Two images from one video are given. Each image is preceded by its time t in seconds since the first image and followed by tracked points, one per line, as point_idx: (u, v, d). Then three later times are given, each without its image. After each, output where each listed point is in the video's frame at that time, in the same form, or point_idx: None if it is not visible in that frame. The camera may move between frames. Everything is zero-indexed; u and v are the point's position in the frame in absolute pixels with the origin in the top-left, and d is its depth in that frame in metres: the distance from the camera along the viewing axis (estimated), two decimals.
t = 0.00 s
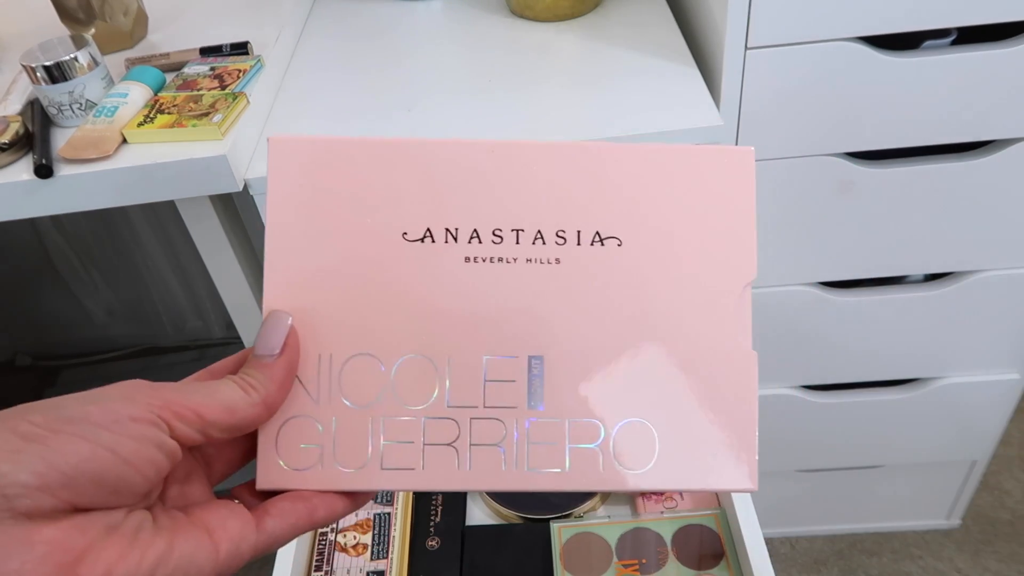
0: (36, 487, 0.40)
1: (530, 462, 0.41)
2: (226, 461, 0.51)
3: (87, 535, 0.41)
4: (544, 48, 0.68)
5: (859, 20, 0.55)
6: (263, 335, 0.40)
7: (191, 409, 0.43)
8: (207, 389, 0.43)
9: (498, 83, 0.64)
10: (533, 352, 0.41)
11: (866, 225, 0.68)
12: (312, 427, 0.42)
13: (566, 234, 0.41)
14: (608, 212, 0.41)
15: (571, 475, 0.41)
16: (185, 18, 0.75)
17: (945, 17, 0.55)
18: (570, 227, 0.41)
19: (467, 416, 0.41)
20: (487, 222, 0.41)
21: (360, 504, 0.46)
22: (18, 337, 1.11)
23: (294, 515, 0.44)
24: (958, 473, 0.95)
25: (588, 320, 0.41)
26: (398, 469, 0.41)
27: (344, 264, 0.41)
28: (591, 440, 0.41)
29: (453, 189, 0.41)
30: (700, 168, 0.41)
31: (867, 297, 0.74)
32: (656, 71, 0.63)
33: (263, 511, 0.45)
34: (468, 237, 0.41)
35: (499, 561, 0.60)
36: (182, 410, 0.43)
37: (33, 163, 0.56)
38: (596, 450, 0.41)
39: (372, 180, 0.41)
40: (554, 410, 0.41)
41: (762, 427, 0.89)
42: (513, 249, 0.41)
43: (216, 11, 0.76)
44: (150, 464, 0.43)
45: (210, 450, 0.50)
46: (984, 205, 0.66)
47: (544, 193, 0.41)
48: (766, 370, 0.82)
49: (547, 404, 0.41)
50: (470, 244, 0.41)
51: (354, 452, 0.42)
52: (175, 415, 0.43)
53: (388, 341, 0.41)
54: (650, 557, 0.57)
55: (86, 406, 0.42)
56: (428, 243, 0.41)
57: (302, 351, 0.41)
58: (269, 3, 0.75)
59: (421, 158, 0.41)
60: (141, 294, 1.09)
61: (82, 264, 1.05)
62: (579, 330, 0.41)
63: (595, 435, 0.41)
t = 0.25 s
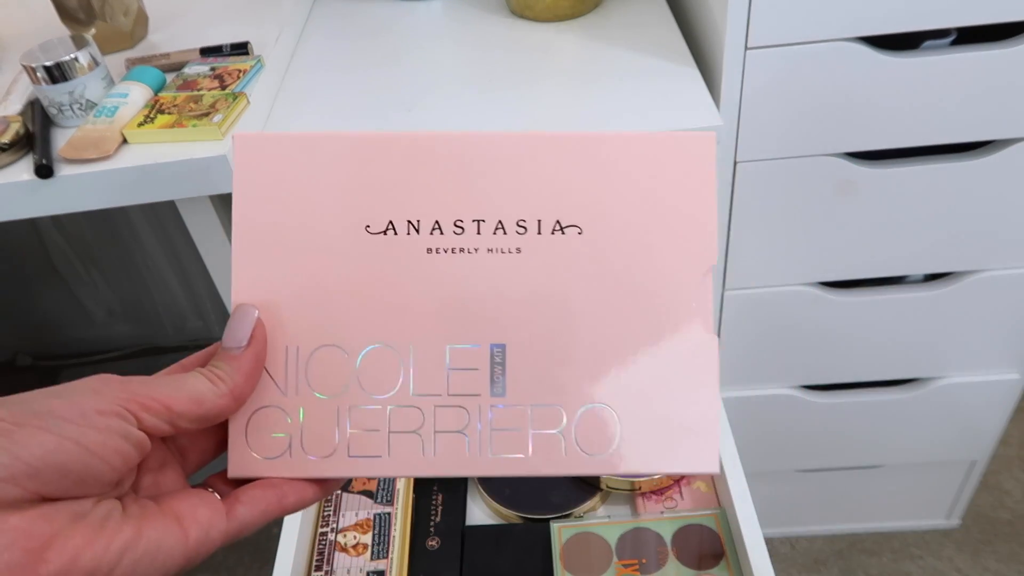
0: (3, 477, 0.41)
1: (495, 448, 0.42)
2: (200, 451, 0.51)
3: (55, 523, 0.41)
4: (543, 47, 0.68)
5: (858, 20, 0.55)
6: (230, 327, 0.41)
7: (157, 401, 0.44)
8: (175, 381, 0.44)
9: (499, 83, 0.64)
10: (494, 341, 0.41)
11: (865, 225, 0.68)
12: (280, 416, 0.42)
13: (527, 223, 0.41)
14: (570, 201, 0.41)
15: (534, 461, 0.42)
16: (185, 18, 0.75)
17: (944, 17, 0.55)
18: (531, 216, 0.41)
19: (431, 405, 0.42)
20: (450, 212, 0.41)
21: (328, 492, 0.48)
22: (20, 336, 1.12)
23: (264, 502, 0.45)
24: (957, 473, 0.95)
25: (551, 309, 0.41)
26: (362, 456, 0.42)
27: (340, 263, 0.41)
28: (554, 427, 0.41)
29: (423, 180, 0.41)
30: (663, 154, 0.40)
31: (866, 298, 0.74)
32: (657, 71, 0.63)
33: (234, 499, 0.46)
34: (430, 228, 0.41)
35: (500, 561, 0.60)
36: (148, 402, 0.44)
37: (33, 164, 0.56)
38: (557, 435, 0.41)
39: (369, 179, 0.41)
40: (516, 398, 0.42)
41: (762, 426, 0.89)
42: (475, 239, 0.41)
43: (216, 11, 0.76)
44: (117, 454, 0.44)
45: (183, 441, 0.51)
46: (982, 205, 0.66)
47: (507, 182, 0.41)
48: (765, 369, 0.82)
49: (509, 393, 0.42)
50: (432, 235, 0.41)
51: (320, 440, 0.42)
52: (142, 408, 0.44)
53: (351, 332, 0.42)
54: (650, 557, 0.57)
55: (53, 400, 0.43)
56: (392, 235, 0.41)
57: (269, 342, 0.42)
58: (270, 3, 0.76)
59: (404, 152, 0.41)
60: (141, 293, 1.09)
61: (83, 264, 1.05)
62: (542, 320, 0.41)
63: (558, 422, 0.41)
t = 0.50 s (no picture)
0: (5, 447, 0.41)
1: (488, 424, 0.42)
2: (198, 430, 0.51)
3: (57, 493, 0.42)
4: (542, 47, 0.68)
5: (857, 21, 0.55)
6: (224, 308, 0.41)
7: (155, 376, 0.44)
8: (174, 357, 0.44)
9: (499, 83, 0.64)
10: (487, 320, 0.42)
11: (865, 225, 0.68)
12: (275, 395, 0.42)
13: (517, 204, 0.41)
14: (560, 182, 0.41)
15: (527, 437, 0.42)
16: (185, 18, 0.76)
17: (943, 17, 0.55)
18: (520, 197, 0.41)
19: (424, 382, 0.42)
20: (442, 195, 0.42)
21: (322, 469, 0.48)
22: (19, 336, 1.12)
23: (262, 478, 0.45)
24: (957, 473, 0.95)
25: (542, 288, 0.41)
26: (357, 435, 0.42)
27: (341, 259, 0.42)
28: (546, 403, 0.42)
29: (414, 167, 0.42)
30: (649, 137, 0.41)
31: (866, 297, 0.74)
32: (656, 72, 0.63)
33: (232, 476, 0.46)
34: (421, 210, 0.42)
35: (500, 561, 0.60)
36: (147, 376, 0.44)
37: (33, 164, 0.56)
38: (549, 412, 0.42)
39: (368, 182, 0.42)
40: (508, 376, 0.42)
41: (761, 426, 0.89)
42: (466, 221, 0.41)
43: (216, 11, 0.76)
44: (116, 428, 0.44)
45: (180, 420, 0.50)
46: (982, 205, 0.66)
47: (497, 165, 0.41)
48: (764, 369, 0.82)
49: (501, 371, 0.42)
50: (423, 217, 0.42)
51: (316, 418, 0.42)
52: (142, 382, 0.44)
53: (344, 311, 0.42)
54: (650, 556, 0.57)
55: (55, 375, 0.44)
56: (383, 217, 0.42)
57: (265, 322, 0.42)
58: (270, 4, 0.76)
59: (400, 143, 0.42)
60: (141, 292, 1.09)
61: (83, 263, 1.05)
62: (533, 298, 0.41)
63: (550, 398, 0.42)
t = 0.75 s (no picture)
0: (23, 418, 0.41)
1: (509, 385, 0.42)
2: (218, 408, 0.51)
3: (77, 465, 0.42)
4: (542, 48, 0.68)
5: (858, 21, 0.55)
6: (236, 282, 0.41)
7: (171, 349, 0.44)
8: (189, 332, 0.44)
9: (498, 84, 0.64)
10: (503, 282, 0.42)
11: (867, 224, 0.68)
12: (292, 367, 0.42)
13: (525, 161, 0.42)
14: (567, 137, 0.42)
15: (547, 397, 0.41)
16: (186, 18, 0.75)
17: (943, 16, 0.55)
18: (529, 154, 0.42)
19: (441, 345, 0.42)
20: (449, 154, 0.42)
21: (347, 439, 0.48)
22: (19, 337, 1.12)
23: (284, 452, 0.45)
24: (957, 472, 0.95)
25: (558, 244, 0.41)
26: (376, 402, 0.42)
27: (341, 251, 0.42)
28: (567, 362, 0.41)
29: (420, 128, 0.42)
30: (652, 87, 0.41)
31: (866, 297, 0.74)
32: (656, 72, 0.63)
33: (253, 451, 0.46)
34: (429, 172, 0.42)
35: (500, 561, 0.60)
36: (163, 349, 0.44)
37: (33, 163, 0.56)
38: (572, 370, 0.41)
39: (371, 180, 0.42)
40: (527, 336, 0.42)
41: (761, 426, 0.89)
42: (475, 180, 0.42)
43: (216, 10, 0.76)
44: (135, 401, 0.44)
45: (199, 398, 0.51)
46: (982, 205, 0.66)
47: (503, 122, 0.42)
48: (764, 369, 0.82)
49: (521, 330, 0.42)
50: (432, 178, 0.42)
51: (334, 388, 0.42)
52: (158, 355, 0.44)
53: (358, 275, 0.42)
54: (650, 557, 0.57)
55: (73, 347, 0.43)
56: (392, 181, 0.42)
57: (279, 294, 0.42)
58: (270, 3, 0.76)
59: (405, 107, 0.42)
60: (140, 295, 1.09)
61: (82, 265, 1.05)
62: (549, 253, 0.41)
63: (572, 356, 0.41)
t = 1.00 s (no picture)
0: (45, 379, 0.40)
1: (526, 360, 0.42)
2: (234, 380, 0.51)
3: (99, 428, 0.41)
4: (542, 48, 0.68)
5: (858, 21, 0.55)
6: (254, 254, 0.41)
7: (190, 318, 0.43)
8: (205, 302, 0.44)
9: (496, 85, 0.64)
10: (523, 255, 0.41)
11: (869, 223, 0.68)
12: (309, 341, 0.42)
13: (546, 135, 0.41)
14: (588, 111, 0.41)
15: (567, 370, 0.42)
16: (186, 18, 0.75)
17: (944, 15, 0.55)
18: (550, 127, 0.41)
19: (460, 320, 0.42)
20: (468, 130, 0.41)
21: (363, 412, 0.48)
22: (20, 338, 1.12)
23: (303, 425, 0.45)
24: (957, 472, 0.95)
25: (576, 220, 0.41)
26: (394, 376, 0.42)
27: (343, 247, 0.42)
28: (586, 337, 0.41)
29: (438, 102, 0.41)
30: (675, 61, 0.41)
31: (867, 298, 0.74)
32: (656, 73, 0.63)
33: (271, 424, 0.46)
34: (449, 145, 0.41)
35: (500, 561, 0.59)
36: (182, 317, 0.43)
37: (33, 163, 0.56)
38: (591, 344, 0.41)
39: (370, 180, 0.42)
40: (546, 310, 0.41)
41: (761, 426, 0.89)
42: (495, 153, 0.41)
43: (217, 10, 0.76)
44: (155, 366, 0.43)
45: (217, 370, 0.51)
46: (982, 205, 0.66)
47: (522, 96, 0.41)
48: (765, 369, 0.82)
49: (539, 305, 0.41)
50: (452, 152, 0.41)
51: (353, 362, 0.42)
52: (178, 324, 0.43)
53: (377, 248, 0.42)
54: (650, 557, 0.57)
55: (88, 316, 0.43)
56: (410, 154, 0.41)
57: (297, 267, 0.42)
58: (270, 2, 0.75)
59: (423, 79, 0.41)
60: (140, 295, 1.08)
61: (82, 265, 1.05)
62: (568, 227, 0.41)
63: (591, 331, 0.41)
